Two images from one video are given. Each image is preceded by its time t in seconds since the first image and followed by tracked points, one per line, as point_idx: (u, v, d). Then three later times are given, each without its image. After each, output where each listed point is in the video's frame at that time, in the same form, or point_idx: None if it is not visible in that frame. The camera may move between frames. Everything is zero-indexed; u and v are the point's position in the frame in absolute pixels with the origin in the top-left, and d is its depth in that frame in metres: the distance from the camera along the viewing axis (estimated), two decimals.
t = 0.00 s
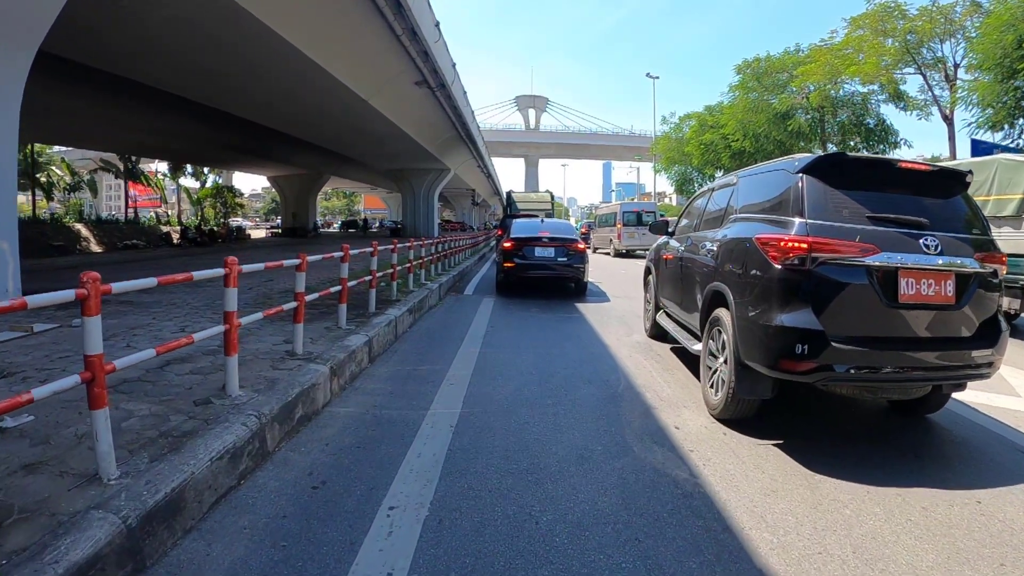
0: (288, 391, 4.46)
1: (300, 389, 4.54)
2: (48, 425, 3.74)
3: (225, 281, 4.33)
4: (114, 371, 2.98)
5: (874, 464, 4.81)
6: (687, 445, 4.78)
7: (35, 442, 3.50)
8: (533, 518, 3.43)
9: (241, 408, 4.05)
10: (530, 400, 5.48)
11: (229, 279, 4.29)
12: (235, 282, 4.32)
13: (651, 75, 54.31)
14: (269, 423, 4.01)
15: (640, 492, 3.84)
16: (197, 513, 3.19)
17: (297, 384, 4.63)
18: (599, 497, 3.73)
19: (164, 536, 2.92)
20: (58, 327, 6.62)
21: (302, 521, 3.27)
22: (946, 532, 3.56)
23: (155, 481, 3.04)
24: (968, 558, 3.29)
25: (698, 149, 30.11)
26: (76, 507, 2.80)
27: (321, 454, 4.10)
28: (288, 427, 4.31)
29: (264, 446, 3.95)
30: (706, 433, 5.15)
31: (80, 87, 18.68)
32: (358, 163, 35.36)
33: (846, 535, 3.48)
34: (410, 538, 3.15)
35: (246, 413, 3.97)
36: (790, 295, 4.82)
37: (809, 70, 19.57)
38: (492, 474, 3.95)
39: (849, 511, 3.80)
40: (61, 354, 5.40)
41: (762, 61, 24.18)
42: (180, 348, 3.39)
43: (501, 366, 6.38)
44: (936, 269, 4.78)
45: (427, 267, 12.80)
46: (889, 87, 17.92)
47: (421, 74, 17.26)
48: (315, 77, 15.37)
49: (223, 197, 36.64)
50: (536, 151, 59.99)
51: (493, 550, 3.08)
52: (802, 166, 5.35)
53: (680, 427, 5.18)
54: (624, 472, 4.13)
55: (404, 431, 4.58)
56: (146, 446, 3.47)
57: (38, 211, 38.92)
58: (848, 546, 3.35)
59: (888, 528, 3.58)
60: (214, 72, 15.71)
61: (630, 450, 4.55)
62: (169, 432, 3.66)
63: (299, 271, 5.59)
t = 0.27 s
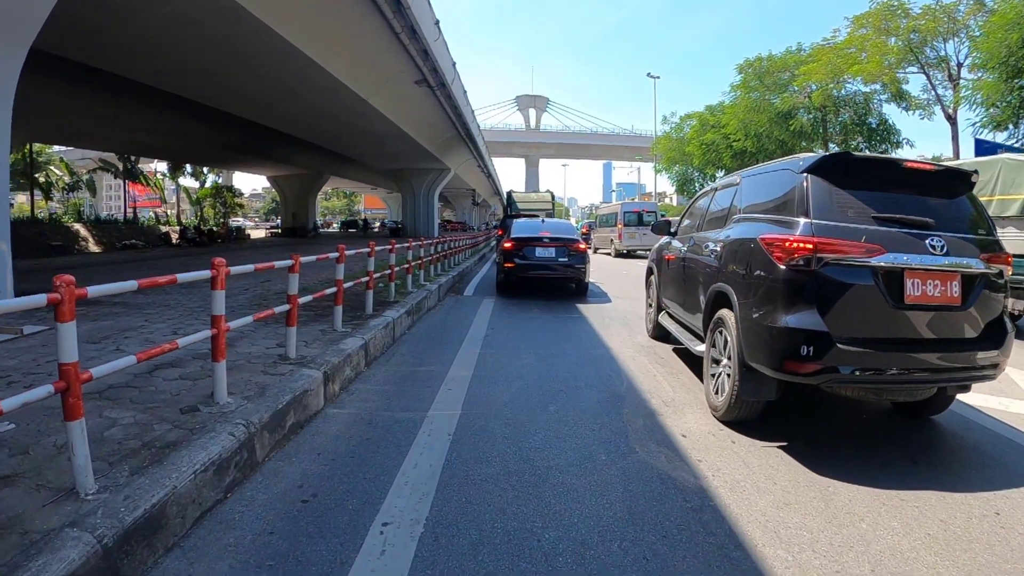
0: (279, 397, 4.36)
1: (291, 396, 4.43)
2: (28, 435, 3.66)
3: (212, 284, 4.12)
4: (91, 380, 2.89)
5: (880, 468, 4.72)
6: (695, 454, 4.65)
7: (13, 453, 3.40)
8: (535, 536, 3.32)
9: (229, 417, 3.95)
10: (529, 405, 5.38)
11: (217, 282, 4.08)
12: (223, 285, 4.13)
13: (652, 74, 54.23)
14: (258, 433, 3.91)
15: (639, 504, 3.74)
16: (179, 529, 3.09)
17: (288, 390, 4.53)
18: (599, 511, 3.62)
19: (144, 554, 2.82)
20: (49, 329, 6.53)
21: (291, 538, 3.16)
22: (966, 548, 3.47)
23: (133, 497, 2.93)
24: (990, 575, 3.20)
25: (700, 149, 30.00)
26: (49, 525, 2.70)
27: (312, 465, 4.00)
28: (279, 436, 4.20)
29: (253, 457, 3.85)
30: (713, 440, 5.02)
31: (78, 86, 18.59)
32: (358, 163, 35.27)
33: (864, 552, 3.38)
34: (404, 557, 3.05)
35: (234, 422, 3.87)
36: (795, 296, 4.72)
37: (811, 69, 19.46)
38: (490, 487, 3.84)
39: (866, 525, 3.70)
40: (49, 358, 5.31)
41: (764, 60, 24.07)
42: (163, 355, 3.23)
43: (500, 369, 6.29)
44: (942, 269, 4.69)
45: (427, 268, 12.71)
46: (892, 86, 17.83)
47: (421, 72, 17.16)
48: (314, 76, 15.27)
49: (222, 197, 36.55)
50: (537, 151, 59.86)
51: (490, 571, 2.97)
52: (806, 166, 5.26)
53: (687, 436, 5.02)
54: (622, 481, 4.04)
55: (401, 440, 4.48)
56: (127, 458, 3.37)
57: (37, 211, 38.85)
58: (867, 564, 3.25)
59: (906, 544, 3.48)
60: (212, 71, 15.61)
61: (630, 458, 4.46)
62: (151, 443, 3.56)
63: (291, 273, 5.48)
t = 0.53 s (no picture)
0: (266, 406, 4.22)
1: (280, 405, 4.29)
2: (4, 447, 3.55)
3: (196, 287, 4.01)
4: (63, 391, 2.74)
5: (888, 472, 4.62)
6: (703, 465, 4.43)
7: None
8: (536, 554, 3.15)
9: (214, 427, 3.81)
10: (528, 410, 5.26)
11: (201, 284, 3.97)
12: (207, 287, 4.01)
13: (653, 74, 54.22)
14: (244, 445, 3.76)
15: (640, 518, 3.59)
16: (158, 549, 2.94)
17: (277, 398, 4.40)
18: (602, 527, 3.46)
19: None
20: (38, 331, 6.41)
21: (276, 558, 3.00)
22: (990, 564, 3.29)
23: (108, 515, 2.79)
24: None
25: (701, 149, 29.91)
26: (18, 546, 2.55)
27: (300, 479, 3.85)
28: (265, 449, 4.06)
29: (239, 469, 3.71)
30: (720, 448, 4.81)
31: (75, 84, 18.47)
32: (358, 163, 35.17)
33: (886, 571, 3.19)
34: None
35: (218, 433, 3.72)
36: (801, 297, 4.63)
37: (814, 68, 19.36)
38: (487, 500, 3.68)
39: (886, 541, 3.50)
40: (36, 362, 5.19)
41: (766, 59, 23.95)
42: (143, 362, 3.05)
43: (499, 373, 6.18)
44: (949, 270, 4.60)
45: (427, 268, 12.60)
46: (895, 85, 17.73)
47: (421, 71, 17.06)
48: (313, 74, 15.17)
49: (222, 196, 36.44)
50: (537, 151, 59.78)
51: None
52: (811, 166, 5.15)
53: (694, 445, 4.81)
54: (622, 492, 3.91)
55: (396, 451, 4.33)
56: (105, 471, 3.24)
57: (35, 211, 38.70)
58: None
59: (929, 562, 3.29)
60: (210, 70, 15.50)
61: (631, 465, 4.33)
62: (131, 455, 3.43)
63: (282, 275, 5.34)
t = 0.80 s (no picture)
0: (255, 414, 4.07)
1: (270, 412, 4.14)
2: None
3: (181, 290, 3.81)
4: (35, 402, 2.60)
5: (896, 476, 4.51)
6: (712, 476, 4.18)
7: None
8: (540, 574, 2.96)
9: (200, 437, 3.66)
10: (528, 414, 5.14)
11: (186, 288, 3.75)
12: (193, 290, 3.83)
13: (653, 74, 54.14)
14: (230, 455, 3.59)
15: (647, 531, 3.43)
16: (139, 568, 2.78)
17: (267, 405, 4.26)
18: (609, 542, 3.28)
19: None
20: (28, 333, 6.30)
21: None
22: None
23: (84, 534, 2.64)
24: None
25: (702, 149, 29.83)
26: None
27: (291, 491, 3.67)
28: (254, 459, 3.89)
29: (225, 481, 3.54)
30: (729, 457, 4.57)
31: (73, 83, 18.35)
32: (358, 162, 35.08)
33: None
34: None
35: (204, 444, 3.56)
36: (806, 297, 4.53)
37: (816, 67, 19.27)
38: (487, 515, 3.50)
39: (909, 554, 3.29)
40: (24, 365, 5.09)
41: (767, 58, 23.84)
42: (122, 370, 2.92)
43: (499, 375, 6.08)
44: (955, 271, 4.51)
45: (426, 269, 12.52)
46: (898, 84, 17.64)
47: (420, 70, 16.96)
48: (312, 73, 15.07)
49: (221, 196, 36.35)
50: (538, 151, 59.71)
51: None
52: (816, 165, 5.06)
53: (702, 454, 4.57)
54: (626, 502, 3.75)
55: (391, 461, 4.16)
56: (84, 485, 3.08)
57: (34, 212, 38.60)
58: None
59: None
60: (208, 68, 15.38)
61: (634, 470, 4.21)
62: (112, 468, 3.27)
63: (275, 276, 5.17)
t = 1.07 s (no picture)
0: (244, 422, 3.94)
1: (259, 421, 4.00)
2: None
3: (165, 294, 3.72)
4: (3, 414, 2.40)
5: (904, 481, 4.41)
6: (723, 489, 4.06)
7: None
8: None
9: (185, 448, 3.51)
10: (528, 419, 5.03)
11: (169, 291, 3.68)
12: (177, 294, 3.72)
13: (654, 74, 53.95)
14: (216, 467, 3.45)
15: (652, 547, 3.28)
16: None
17: (255, 414, 4.10)
18: (611, 561, 3.14)
19: None
20: (19, 335, 6.20)
21: None
22: None
23: (58, 555, 2.48)
24: None
25: (703, 149, 29.73)
26: None
27: (280, 506, 3.53)
28: (242, 471, 3.75)
29: (211, 495, 3.40)
30: (738, 467, 4.44)
31: (70, 82, 18.24)
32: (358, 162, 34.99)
33: None
34: None
35: (188, 455, 3.42)
36: (813, 298, 4.44)
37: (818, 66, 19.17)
38: (483, 533, 3.35)
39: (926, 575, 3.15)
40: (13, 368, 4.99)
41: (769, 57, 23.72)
42: (98, 379, 2.83)
43: (498, 378, 5.98)
44: (962, 271, 4.42)
45: (425, 269, 12.44)
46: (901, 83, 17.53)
47: (420, 68, 16.87)
48: (310, 72, 14.95)
49: (220, 196, 36.26)
50: (538, 151, 59.63)
51: None
52: (821, 164, 4.97)
53: (711, 464, 4.44)
54: (629, 518, 3.58)
55: (386, 472, 4.03)
56: (60, 501, 2.94)
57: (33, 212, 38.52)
58: None
59: None
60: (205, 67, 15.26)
61: (637, 478, 4.11)
62: (91, 481, 3.13)
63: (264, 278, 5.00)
